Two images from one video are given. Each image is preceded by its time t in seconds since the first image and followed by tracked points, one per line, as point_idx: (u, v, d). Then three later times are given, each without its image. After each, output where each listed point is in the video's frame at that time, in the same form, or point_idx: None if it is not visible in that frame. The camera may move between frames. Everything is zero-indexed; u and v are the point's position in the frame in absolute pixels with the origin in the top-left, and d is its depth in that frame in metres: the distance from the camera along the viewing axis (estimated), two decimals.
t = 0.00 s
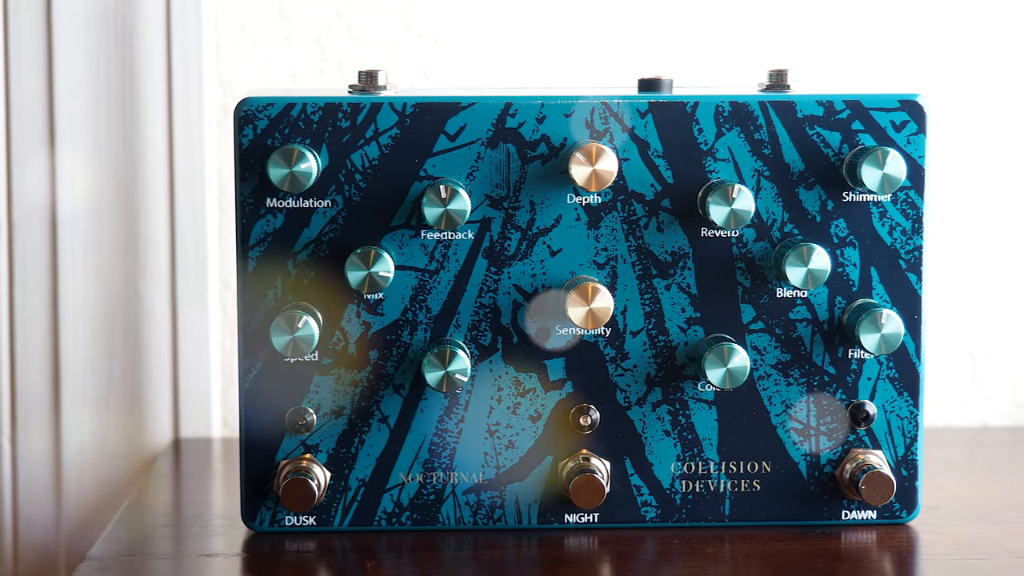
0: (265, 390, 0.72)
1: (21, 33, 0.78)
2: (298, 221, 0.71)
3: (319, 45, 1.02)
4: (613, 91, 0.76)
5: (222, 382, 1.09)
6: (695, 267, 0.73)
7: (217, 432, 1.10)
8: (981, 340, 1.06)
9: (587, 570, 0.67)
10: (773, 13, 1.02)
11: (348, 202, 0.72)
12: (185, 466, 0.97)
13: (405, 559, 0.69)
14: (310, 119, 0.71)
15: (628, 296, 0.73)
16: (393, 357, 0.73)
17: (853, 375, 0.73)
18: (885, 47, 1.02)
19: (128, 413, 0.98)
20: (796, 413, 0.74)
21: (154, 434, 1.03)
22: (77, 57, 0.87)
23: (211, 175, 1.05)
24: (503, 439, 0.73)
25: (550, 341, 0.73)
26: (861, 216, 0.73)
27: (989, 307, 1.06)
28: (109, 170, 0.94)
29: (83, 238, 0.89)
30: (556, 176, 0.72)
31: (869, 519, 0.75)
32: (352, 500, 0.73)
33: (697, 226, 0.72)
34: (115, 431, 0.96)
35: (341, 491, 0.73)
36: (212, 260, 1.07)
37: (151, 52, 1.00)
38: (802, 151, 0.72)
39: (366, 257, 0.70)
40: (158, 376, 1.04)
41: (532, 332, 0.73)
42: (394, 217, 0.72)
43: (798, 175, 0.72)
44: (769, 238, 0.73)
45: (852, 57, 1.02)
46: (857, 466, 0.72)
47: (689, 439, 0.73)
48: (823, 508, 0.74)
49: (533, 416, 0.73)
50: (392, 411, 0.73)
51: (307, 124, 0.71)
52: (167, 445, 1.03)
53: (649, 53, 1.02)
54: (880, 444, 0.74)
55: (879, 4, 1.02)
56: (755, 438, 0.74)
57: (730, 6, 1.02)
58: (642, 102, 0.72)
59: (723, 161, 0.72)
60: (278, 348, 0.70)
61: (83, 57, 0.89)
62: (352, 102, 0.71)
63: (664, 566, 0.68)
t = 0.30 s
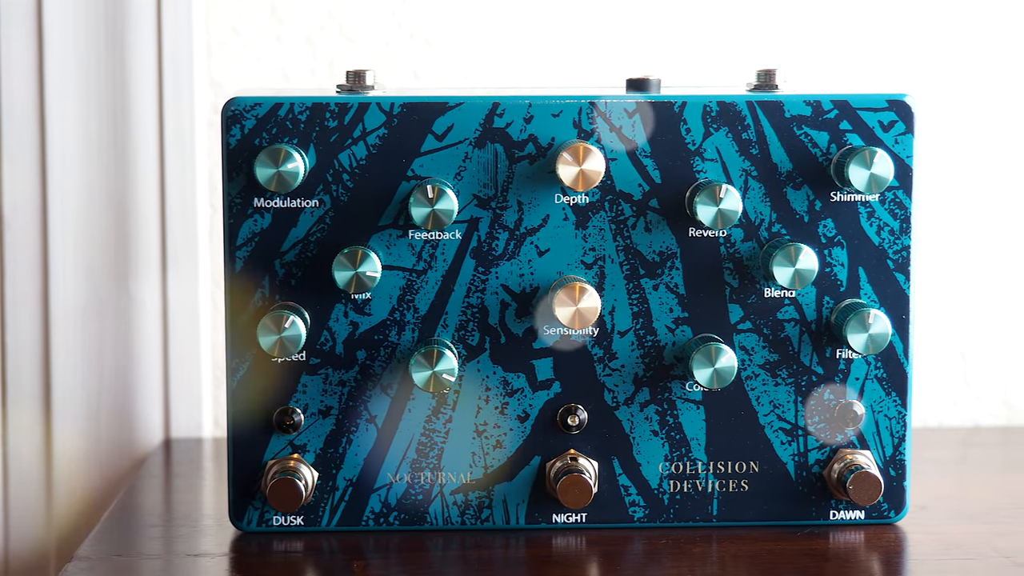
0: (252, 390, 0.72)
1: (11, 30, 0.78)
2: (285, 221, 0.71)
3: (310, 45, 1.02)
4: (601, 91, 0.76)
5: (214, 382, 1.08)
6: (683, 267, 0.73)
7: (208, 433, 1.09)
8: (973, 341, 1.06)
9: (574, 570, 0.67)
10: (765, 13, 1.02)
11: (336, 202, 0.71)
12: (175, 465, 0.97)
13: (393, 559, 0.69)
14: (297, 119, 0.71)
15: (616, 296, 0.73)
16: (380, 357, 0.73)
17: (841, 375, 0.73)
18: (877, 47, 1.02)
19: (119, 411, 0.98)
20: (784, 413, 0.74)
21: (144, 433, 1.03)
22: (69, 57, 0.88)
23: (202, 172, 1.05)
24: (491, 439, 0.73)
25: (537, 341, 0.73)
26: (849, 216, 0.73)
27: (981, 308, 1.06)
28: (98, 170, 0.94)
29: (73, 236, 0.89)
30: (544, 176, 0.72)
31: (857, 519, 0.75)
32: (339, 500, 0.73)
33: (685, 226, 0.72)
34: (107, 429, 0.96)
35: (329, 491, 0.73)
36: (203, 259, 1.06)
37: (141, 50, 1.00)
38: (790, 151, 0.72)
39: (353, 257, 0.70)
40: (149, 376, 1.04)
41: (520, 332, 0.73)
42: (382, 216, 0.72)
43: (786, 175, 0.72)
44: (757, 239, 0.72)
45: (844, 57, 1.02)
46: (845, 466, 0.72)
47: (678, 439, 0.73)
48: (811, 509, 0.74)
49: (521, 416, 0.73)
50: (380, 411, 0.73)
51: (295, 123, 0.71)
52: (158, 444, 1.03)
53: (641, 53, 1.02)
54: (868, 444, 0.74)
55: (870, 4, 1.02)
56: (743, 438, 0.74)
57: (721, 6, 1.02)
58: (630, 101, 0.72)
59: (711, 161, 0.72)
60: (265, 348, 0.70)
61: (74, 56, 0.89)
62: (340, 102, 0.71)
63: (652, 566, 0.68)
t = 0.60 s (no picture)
0: (239, 390, 0.72)
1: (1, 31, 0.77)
2: (271, 221, 0.71)
3: (300, 45, 1.02)
4: (588, 91, 0.76)
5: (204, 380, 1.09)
6: (670, 267, 0.73)
7: (199, 433, 1.09)
8: (964, 340, 1.06)
9: (561, 570, 0.67)
10: (756, 13, 1.02)
11: (322, 202, 0.71)
12: (166, 466, 0.97)
13: (379, 559, 0.69)
14: (284, 119, 0.71)
15: (603, 296, 0.73)
16: (367, 357, 0.73)
17: (828, 375, 0.73)
18: (868, 47, 1.02)
19: (109, 412, 0.98)
20: (771, 413, 0.74)
21: (135, 433, 1.03)
22: (59, 58, 0.87)
23: (192, 170, 1.05)
24: (478, 439, 0.73)
25: (524, 341, 0.73)
26: (836, 216, 0.73)
27: (971, 308, 1.06)
28: (90, 168, 0.94)
29: (64, 234, 0.89)
30: (530, 176, 0.72)
31: (844, 519, 0.74)
32: (326, 500, 0.73)
33: (671, 225, 0.72)
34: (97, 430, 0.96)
35: (315, 491, 0.73)
36: (194, 259, 1.07)
37: (131, 50, 1.00)
38: (776, 152, 0.72)
39: (339, 257, 0.70)
40: (139, 375, 1.04)
41: (506, 332, 0.73)
42: (369, 216, 0.72)
43: (772, 175, 0.72)
44: (744, 238, 0.72)
45: (835, 57, 1.02)
46: (831, 466, 0.72)
47: (664, 439, 0.73)
48: (798, 509, 0.74)
49: (507, 416, 0.73)
50: (367, 411, 0.73)
51: (281, 123, 0.71)
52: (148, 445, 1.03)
53: (631, 53, 1.02)
54: (855, 444, 0.74)
55: (861, 4, 1.02)
56: (730, 438, 0.74)
57: (713, 6, 1.01)
58: (616, 101, 0.72)
59: (697, 161, 0.72)
60: (251, 348, 0.70)
61: (65, 59, 0.88)
62: (327, 102, 0.71)
63: (638, 566, 0.68)
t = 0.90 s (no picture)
0: (224, 390, 0.72)
1: None
2: (256, 221, 0.71)
3: (290, 45, 1.01)
4: (575, 91, 0.76)
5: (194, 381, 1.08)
6: (655, 267, 0.73)
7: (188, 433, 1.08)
8: (954, 340, 1.06)
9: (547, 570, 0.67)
10: (747, 13, 1.02)
11: (307, 202, 0.71)
12: (155, 466, 0.97)
13: (365, 559, 0.69)
14: (269, 119, 0.71)
15: (588, 297, 0.73)
16: (353, 357, 0.73)
17: (814, 375, 0.73)
18: (858, 47, 1.02)
19: (98, 411, 0.97)
20: (757, 413, 0.74)
21: (124, 432, 1.03)
22: (49, 57, 0.87)
23: (181, 173, 1.05)
24: (463, 439, 0.73)
25: (510, 341, 0.73)
26: (821, 216, 0.73)
27: (961, 308, 1.06)
28: (78, 167, 0.93)
29: (53, 231, 0.88)
30: (516, 176, 0.72)
31: (830, 520, 0.74)
32: (312, 500, 0.73)
33: (657, 226, 0.72)
34: (86, 429, 0.95)
35: (301, 491, 0.73)
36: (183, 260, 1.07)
37: (120, 48, 1.00)
38: (762, 152, 0.72)
39: (324, 257, 0.70)
40: (129, 375, 1.04)
41: (492, 332, 0.73)
42: (354, 216, 0.72)
43: (758, 175, 0.72)
44: (729, 239, 0.72)
45: (825, 57, 1.02)
46: (817, 466, 0.72)
47: (650, 439, 0.73)
48: (785, 509, 0.74)
49: (493, 416, 0.73)
50: (352, 411, 0.73)
51: (266, 123, 0.71)
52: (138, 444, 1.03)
53: (620, 53, 1.01)
54: (841, 444, 0.74)
55: (851, 4, 1.02)
56: (715, 438, 0.74)
57: (703, 6, 1.01)
58: (602, 101, 0.72)
59: (683, 161, 0.72)
60: (236, 348, 0.70)
61: (54, 56, 0.88)
62: (312, 102, 0.71)
63: (623, 566, 0.68)
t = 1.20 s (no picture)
0: (209, 390, 0.72)
1: None
2: (240, 221, 0.71)
3: (279, 45, 1.01)
4: (560, 91, 0.76)
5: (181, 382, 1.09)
6: (640, 267, 0.73)
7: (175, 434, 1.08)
8: (942, 340, 1.06)
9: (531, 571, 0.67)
10: (736, 13, 1.02)
11: (291, 202, 0.71)
12: (143, 466, 0.97)
13: (350, 559, 0.69)
14: (253, 119, 0.71)
15: (573, 297, 0.73)
16: (337, 358, 0.72)
17: (798, 376, 0.73)
18: (847, 47, 1.02)
19: (85, 411, 0.97)
20: (741, 413, 0.73)
21: (112, 433, 1.03)
22: (35, 56, 0.86)
23: (168, 168, 1.05)
24: (448, 440, 0.73)
25: (494, 341, 0.73)
26: (806, 216, 0.73)
27: (951, 308, 1.06)
28: (66, 165, 0.93)
29: (40, 231, 0.88)
30: (500, 176, 0.72)
31: (815, 520, 0.74)
32: (296, 501, 0.73)
33: (642, 226, 0.72)
34: (74, 429, 0.95)
35: (285, 492, 0.73)
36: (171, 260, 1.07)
37: (107, 48, 0.99)
38: (746, 152, 0.72)
39: (308, 257, 0.70)
40: (117, 375, 1.04)
41: (476, 332, 0.73)
42: (338, 217, 0.72)
43: (742, 175, 0.72)
44: (714, 239, 0.72)
45: (815, 57, 1.02)
46: (802, 466, 0.72)
47: (635, 440, 0.73)
48: (770, 509, 0.74)
49: (478, 416, 0.73)
50: (337, 412, 0.73)
51: (250, 124, 0.71)
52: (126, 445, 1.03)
53: (609, 53, 1.01)
54: (826, 445, 0.74)
55: (840, 4, 1.02)
56: (700, 438, 0.74)
57: (691, 6, 1.01)
58: (586, 102, 0.72)
59: (667, 162, 0.72)
60: (220, 349, 0.70)
61: (41, 56, 0.87)
62: (296, 102, 0.71)
63: (608, 566, 0.68)
